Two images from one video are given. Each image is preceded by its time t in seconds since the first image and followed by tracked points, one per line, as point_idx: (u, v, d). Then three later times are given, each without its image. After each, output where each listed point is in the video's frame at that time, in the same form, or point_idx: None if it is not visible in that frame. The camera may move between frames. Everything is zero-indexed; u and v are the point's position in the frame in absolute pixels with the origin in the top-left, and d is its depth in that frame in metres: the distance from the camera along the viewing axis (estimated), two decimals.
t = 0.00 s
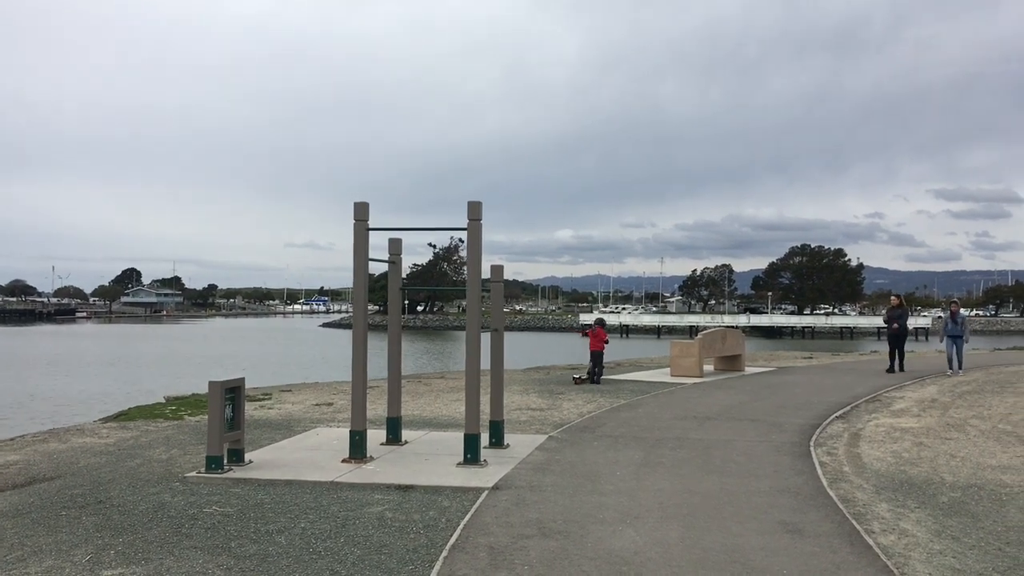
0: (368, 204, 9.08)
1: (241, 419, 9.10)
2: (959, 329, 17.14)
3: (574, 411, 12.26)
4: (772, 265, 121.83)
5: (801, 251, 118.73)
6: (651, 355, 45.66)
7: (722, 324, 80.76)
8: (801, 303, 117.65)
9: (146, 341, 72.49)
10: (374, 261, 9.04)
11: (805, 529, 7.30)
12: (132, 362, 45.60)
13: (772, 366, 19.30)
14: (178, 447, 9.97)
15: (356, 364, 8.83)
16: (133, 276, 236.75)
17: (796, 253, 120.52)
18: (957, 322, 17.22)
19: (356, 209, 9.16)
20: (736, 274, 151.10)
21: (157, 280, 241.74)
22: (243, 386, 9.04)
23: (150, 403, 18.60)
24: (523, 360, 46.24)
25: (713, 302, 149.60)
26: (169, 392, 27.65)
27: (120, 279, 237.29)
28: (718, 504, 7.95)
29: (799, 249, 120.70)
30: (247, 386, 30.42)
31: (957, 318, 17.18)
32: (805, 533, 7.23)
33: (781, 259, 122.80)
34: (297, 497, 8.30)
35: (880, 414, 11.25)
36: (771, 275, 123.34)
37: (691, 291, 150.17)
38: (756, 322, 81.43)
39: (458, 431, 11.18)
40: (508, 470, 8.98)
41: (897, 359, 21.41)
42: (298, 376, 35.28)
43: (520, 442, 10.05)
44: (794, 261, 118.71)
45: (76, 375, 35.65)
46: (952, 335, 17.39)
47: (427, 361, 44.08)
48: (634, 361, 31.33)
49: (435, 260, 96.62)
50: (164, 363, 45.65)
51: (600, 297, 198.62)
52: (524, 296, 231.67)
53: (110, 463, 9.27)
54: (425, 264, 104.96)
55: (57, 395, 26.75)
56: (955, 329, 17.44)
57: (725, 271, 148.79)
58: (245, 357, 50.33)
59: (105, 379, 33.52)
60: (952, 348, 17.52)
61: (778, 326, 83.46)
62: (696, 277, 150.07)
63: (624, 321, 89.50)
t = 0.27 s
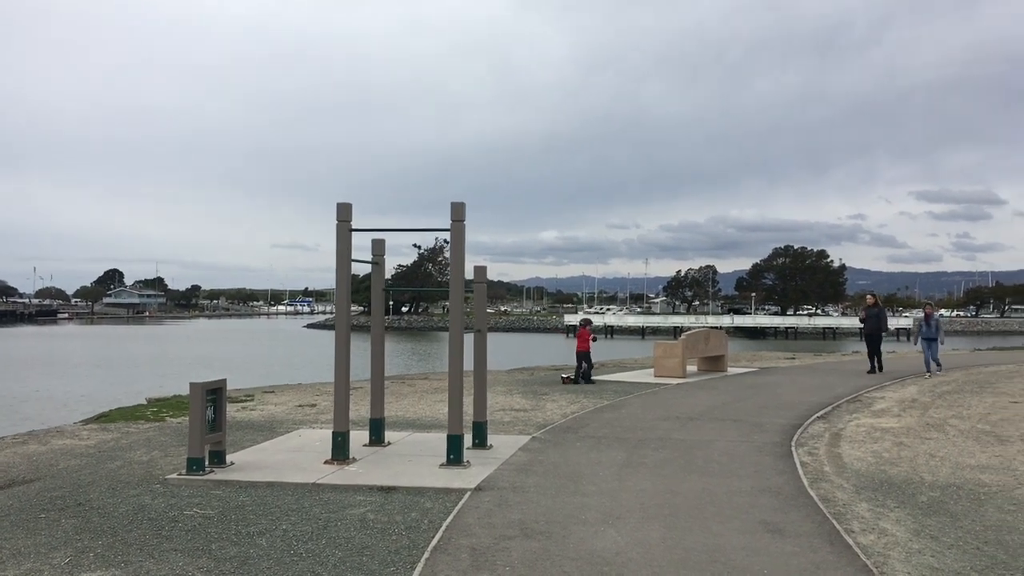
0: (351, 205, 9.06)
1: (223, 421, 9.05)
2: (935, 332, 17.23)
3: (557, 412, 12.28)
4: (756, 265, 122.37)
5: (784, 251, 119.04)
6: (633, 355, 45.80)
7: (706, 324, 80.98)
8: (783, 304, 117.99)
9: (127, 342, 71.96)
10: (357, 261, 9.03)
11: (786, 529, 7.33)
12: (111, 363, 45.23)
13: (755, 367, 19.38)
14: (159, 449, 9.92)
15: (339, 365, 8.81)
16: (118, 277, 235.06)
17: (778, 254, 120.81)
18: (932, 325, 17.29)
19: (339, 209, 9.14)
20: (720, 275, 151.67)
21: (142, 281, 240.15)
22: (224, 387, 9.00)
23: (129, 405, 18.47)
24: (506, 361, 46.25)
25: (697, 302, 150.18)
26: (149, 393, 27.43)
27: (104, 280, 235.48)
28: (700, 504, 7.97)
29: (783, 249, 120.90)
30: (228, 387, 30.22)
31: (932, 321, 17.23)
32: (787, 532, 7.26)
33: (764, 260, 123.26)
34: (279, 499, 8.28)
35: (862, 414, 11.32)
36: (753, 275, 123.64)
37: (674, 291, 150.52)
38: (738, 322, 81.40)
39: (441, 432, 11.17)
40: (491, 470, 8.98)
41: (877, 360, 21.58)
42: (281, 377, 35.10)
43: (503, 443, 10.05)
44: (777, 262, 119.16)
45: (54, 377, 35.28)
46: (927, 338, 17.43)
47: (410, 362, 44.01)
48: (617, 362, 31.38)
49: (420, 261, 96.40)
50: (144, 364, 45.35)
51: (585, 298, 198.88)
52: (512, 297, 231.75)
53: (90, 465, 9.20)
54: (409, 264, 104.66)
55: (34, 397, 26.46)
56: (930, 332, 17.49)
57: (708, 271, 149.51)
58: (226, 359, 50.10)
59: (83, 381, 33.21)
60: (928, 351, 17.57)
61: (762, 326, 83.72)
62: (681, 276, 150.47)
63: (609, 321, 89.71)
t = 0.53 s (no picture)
0: (329, 206, 9.02)
1: (200, 424, 8.99)
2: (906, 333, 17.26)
3: (537, 413, 12.27)
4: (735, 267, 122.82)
5: (763, 254, 119.29)
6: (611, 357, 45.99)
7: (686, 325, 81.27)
8: (762, 304, 118.53)
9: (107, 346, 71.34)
10: (335, 263, 8.98)
11: (763, 529, 7.36)
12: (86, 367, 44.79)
13: (735, 368, 19.48)
14: (134, 452, 9.84)
15: (317, 368, 8.77)
16: (101, 280, 233.18)
17: (756, 255, 121.24)
18: (904, 327, 17.31)
19: (317, 212, 9.09)
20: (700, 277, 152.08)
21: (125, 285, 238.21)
22: (201, 390, 8.95)
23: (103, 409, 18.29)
24: (484, 363, 46.29)
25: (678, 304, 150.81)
26: (126, 397, 27.19)
27: (85, 283, 233.29)
28: (678, 505, 7.98)
29: (761, 250, 121.25)
30: (205, 390, 30.03)
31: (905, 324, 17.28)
32: (763, 532, 7.28)
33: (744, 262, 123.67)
34: (256, 502, 8.24)
35: (839, 415, 11.39)
36: (732, 276, 124.06)
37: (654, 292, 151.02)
38: (717, 322, 81.64)
39: (419, 434, 11.15)
40: (470, 472, 8.96)
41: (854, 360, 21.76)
42: (260, 380, 34.89)
43: (482, 445, 10.04)
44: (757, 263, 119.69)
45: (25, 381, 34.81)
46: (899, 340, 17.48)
47: (391, 364, 43.90)
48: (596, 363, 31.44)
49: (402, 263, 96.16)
50: (120, 368, 44.93)
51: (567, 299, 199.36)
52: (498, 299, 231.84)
53: (65, 470, 9.12)
54: (391, 267, 104.39)
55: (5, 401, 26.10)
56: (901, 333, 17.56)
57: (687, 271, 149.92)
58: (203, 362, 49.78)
59: (56, 385, 32.81)
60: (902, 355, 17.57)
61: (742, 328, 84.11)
62: (662, 278, 150.97)
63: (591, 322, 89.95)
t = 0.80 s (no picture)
0: (311, 208, 8.99)
1: (181, 426, 8.94)
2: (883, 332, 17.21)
3: (521, 415, 12.26)
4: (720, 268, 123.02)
5: (749, 255, 119.27)
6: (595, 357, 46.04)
7: (673, 326, 81.43)
8: (747, 304, 119.04)
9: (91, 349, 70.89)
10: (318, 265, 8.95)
11: (745, 529, 7.36)
12: (67, 369, 44.43)
13: (719, 368, 19.52)
14: (114, 456, 9.77)
15: (298, 370, 8.72)
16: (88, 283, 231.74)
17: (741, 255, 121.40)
18: (881, 326, 17.25)
19: (299, 213, 9.06)
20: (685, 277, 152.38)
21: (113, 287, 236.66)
22: (181, 392, 8.90)
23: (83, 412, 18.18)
24: (469, 363, 46.55)
25: (662, 305, 151.26)
26: (106, 399, 27.02)
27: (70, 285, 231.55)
28: (661, 506, 7.97)
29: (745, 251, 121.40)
30: (188, 392, 29.89)
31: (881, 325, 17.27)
32: (745, 532, 7.28)
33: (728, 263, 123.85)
34: (237, 505, 8.19)
35: (821, 415, 11.41)
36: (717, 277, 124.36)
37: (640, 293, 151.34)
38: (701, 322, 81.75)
39: (402, 435, 11.12)
40: (452, 474, 8.94)
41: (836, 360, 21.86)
42: (243, 382, 34.75)
43: (465, 446, 10.01)
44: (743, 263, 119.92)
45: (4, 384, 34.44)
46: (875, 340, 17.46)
47: (375, 365, 43.86)
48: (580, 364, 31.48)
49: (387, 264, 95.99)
50: (102, 369, 44.54)
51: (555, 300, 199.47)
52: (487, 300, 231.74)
53: (44, 473, 9.04)
54: (377, 268, 104.06)
55: None
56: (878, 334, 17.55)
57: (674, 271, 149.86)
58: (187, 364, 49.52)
59: (36, 387, 32.55)
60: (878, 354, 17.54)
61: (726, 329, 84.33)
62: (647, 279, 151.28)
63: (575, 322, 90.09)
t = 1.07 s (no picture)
0: (309, 207, 9.00)
1: (181, 426, 8.96)
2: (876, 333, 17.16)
3: (520, 414, 12.26)
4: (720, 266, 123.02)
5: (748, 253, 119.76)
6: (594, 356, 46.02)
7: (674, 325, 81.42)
8: (746, 303, 118.87)
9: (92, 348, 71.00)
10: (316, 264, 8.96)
11: (744, 528, 7.36)
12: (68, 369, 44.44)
13: (720, 367, 19.52)
14: (114, 455, 9.79)
15: (298, 369, 8.74)
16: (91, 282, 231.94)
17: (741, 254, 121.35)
18: (874, 327, 17.19)
19: (298, 213, 9.07)
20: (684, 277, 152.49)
21: (115, 286, 236.74)
22: (181, 391, 8.93)
23: (83, 412, 18.20)
24: (469, 362, 46.60)
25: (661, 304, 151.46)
26: (106, 399, 27.06)
27: (71, 284, 231.65)
28: (660, 505, 7.98)
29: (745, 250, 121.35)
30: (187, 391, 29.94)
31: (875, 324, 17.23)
32: (744, 531, 7.28)
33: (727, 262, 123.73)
34: (237, 504, 8.21)
35: (821, 413, 11.41)
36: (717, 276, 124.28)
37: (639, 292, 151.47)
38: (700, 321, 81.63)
39: (401, 434, 11.13)
40: (452, 473, 8.95)
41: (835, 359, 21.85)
42: (242, 382, 34.78)
43: (464, 445, 10.02)
44: (742, 262, 119.87)
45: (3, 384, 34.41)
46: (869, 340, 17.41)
47: (375, 365, 43.89)
48: (579, 363, 31.48)
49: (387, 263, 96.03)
50: (101, 369, 44.54)
51: (555, 299, 199.34)
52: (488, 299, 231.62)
53: (44, 472, 9.06)
54: (379, 267, 104.12)
55: None
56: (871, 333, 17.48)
57: (671, 271, 149.99)
58: (187, 363, 49.52)
59: (36, 387, 32.54)
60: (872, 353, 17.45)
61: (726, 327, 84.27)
62: (647, 278, 151.35)
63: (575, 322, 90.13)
